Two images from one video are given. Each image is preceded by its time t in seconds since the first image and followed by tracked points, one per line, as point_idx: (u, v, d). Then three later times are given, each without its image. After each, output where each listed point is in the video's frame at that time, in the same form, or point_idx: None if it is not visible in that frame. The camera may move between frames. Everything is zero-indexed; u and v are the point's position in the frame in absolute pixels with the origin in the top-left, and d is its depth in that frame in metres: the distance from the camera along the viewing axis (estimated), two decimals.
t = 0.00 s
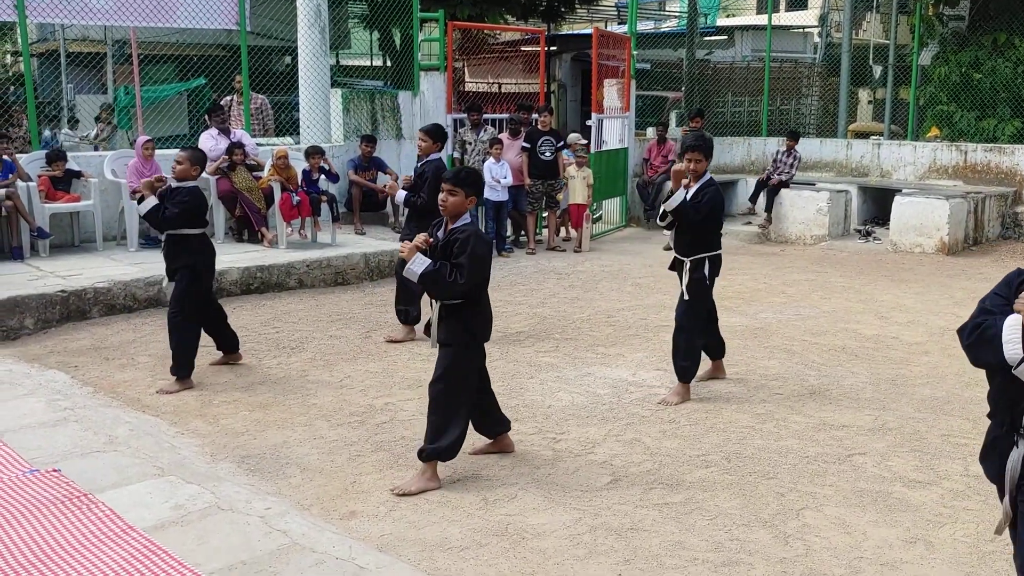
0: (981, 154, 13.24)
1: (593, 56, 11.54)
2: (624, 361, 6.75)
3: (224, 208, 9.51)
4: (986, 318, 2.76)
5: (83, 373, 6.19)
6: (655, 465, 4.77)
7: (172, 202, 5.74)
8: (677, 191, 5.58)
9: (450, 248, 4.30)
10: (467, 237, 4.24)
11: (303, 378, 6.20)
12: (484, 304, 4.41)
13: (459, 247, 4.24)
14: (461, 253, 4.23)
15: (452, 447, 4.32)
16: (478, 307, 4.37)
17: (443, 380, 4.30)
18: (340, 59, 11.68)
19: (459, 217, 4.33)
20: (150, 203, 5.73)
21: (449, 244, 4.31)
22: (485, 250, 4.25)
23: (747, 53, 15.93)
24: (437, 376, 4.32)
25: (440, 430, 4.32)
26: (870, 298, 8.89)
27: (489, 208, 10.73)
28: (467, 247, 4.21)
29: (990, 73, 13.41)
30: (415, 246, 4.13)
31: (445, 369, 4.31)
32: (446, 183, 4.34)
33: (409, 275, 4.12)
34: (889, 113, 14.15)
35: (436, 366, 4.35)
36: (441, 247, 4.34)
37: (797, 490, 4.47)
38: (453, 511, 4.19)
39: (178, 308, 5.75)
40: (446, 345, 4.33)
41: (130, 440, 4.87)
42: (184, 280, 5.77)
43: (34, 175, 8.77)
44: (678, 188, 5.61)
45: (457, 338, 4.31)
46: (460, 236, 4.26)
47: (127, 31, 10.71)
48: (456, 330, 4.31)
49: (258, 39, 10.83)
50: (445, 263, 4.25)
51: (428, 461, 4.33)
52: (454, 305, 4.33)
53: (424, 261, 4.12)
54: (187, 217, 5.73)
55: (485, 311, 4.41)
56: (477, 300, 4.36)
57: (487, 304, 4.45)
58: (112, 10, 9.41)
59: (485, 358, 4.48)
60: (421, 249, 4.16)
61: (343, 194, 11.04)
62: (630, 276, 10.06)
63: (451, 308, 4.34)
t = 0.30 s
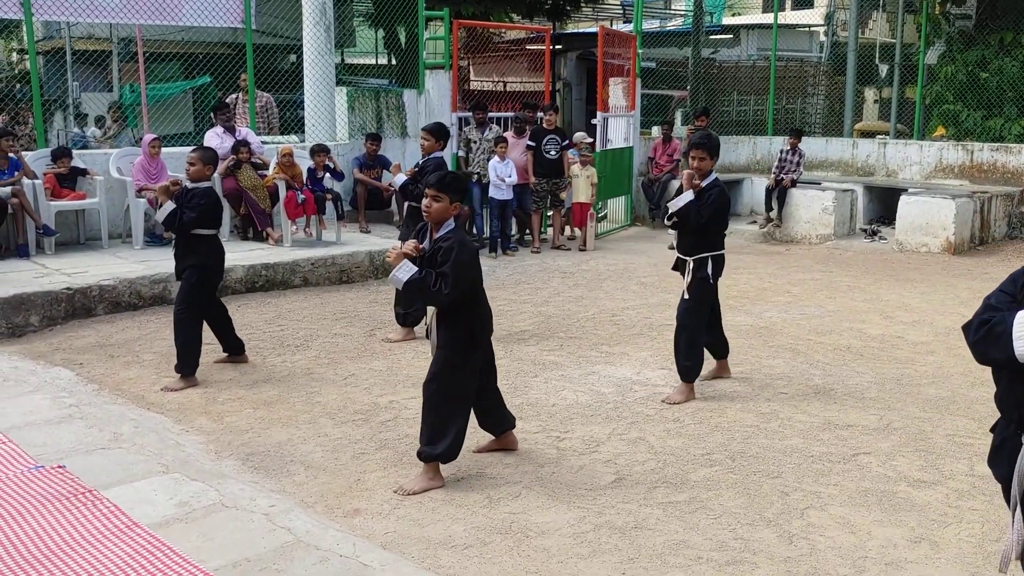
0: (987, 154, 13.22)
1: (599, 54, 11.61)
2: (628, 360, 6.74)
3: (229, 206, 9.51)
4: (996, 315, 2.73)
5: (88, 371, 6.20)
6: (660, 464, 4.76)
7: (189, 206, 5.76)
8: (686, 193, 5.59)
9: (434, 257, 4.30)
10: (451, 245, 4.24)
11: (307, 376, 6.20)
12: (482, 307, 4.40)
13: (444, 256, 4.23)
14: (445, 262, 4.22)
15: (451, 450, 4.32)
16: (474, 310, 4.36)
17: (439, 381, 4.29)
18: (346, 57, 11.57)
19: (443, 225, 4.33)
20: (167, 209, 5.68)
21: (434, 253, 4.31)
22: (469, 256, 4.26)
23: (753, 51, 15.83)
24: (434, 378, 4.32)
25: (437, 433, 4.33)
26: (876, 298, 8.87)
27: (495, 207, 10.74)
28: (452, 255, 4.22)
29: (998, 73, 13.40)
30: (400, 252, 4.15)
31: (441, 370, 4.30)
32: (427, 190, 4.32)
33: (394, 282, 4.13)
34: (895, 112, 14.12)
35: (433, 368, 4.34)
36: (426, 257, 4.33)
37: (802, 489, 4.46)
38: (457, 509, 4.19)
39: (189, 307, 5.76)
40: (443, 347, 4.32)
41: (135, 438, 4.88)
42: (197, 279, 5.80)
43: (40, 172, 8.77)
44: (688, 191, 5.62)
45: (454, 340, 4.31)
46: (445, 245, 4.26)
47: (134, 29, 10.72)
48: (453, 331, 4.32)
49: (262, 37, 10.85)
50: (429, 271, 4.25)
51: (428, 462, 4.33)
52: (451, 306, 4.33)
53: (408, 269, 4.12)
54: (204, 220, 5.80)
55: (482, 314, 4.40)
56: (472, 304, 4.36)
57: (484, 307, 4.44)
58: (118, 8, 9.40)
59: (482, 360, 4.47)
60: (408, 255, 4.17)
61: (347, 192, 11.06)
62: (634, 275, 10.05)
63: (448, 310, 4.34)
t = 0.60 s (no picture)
0: (989, 151, 13.23)
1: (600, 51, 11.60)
2: (629, 356, 6.75)
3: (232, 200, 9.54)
4: (1001, 312, 2.73)
5: (90, 365, 6.21)
6: (660, 460, 4.77)
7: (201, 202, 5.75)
8: (677, 184, 5.57)
9: (451, 257, 4.32)
10: (467, 246, 4.25)
11: (309, 371, 6.20)
12: (488, 306, 4.41)
13: (460, 257, 4.25)
14: (462, 264, 4.24)
15: (450, 446, 4.33)
16: (482, 309, 4.37)
17: (442, 376, 4.29)
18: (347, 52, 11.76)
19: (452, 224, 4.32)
20: (179, 207, 5.69)
21: (448, 254, 4.33)
22: (483, 257, 4.27)
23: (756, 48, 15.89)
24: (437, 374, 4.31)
25: (437, 429, 4.33)
26: (877, 295, 8.87)
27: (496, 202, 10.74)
28: (469, 256, 4.23)
29: (1000, 70, 13.43)
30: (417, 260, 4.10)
31: (445, 366, 4.30)
32: (434, 189, 4.29)
33: (417, 291, 4.12)
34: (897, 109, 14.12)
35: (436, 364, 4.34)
36: (441, 257, 4.35)
37: (803, 486, 4.47)
38: (457, 504, 4.20)
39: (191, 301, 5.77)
40: (447, 344, 4.32)
41: (137, 432, 4.89)
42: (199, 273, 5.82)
43: (41, 167, 8.78)
44: (680, 182, 5.60)
45: (459, 338, 4.30)
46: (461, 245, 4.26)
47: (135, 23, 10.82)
48: (458, 329, 4.31)
49: (263, 32, 10.80)
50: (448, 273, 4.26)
51: (428, 457, 4.34)
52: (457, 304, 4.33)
53: (431, 277, 4.12)
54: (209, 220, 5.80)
55: (488, 313, 4.41)
56: (481, 303, 4.36)
57: (490, 307, 4.45)
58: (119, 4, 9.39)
59: (486, 360, 4.47)
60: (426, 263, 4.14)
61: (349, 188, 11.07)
62: (636, 272, 10.06)
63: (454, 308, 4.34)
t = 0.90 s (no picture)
0: (993, 148, 13.23)
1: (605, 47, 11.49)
2: (631, 351, 6.75)
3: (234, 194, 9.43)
4: (1012, 323, 2.68)
5: (93, 358, 6.23)
6: (661, 455, 4.77)
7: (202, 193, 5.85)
8: (686, 182, 5.59)
9: (472, 246, 4.32)
10: (492, 238, 4.28)
11: (311, 365, 6.22)
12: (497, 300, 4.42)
13: (486, 246, 4.27)
14: (489, 252, 4.27)
15: (457, 436, 4.34)
16: (492, 303, 4.38)
17: (451, 368, 4.30)
18: (351, 47, 11.69)
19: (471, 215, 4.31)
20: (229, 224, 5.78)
21: (469, 242, 4.32)
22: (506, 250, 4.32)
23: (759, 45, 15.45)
24: (447, 365, 4.32)
25: (445, 419, 4.34)
26: (879, 291, 8.87)
27: (498, 198, 10.72)
28: (495, 246, 4.27)
29: (1003, 67, 13.49)
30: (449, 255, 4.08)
31: (455, 358, 4.31)
32: (454, 178, 4.23)
33: (453, 285, 4.13)
34: (901, 105, 14.10)
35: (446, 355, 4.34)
36: (459, 245, 4.34)
37: (804, 481, 4.48)
38: (459, 498, 4.21)
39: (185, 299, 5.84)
40: (457, 336, 4.32)
41: (140, 425, 4.91)
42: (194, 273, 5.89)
43: (45, 161, 8.77)
44: (690, 179, 5.62)
45: (468, 329, 4.32)
46: (486, 237, 4.27)
47: (139, 17, 10.71)
48: (467, 322, 4.32)
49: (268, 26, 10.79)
50: (475, 263, 4.28)
51: (433, 450, 4.34)
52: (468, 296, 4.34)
53: (466, 271, 4.15)
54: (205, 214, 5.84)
55: (497, 307, 4.42)
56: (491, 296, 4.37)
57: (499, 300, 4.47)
58: None
59: (494, 353, 4.49)
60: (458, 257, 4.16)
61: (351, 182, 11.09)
62: (638, 267, 10.05)
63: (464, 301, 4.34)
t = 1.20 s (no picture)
0: (994, 148, 13.23)
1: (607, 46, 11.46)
2: (631, 350, 6.76)
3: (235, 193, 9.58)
4: (1009, 324, 2.68)
5: (94, 356, 6.24)
6: (662, 454, 4.78)
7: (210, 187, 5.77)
8: (711, 190, 5.53)
9: (471, 242, 4.30)
10: (492, 233, 4.26)
11: (312, 364, 6.22)
12: (498, 296, 4.43)
13: (484, 242, 4.25)
14: (486, 248, 4.24)
15: (461, 432, 4.35)
16: (493, 298, 4.38)
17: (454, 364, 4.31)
18: (352, 45, 11.70)
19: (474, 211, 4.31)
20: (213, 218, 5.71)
21: (469, 238, 4.31)
22: (506, 246, 4.29)
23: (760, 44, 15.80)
24: (450, 361, 4.33)
25: (450, 415, 4.35)
26: (880, 291, 8.86)
27: (499, 196, 10.72)
28: (493, 241, 4.24)
29: (1006, 67, 13.39)
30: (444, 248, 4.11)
31: (456, 354, 4.32)
32: (462, 175, 4.27)
33: (445, 277, 4.13)
34: (902, 104, 14.09)
35: (450, 353, 4.35)
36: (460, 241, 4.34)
37: (804, 480, 4.48)
38: (459, 497, 4.22)
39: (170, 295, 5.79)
40: (458, 332, 4.33)
41: (140, 423, 4.91)
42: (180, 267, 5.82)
43: (47, 158, 8.82)
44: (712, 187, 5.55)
45: (469, 326, 4.31)
46: (485, 232, 4.26)
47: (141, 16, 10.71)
48: (468, 318, 4.32)
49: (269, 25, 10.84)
50: (472, 259, 4.26)
51: (436, 447, 4.37)
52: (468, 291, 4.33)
53: (460, 263, 4.14)
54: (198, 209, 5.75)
55: (499, 303, 4.42)
56: (491, 293, 4.38)
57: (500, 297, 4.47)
58: None
59: (496, 347, 4.49)
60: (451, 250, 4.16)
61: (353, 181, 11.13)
62: (639, 266, 10.05)
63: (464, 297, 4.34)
